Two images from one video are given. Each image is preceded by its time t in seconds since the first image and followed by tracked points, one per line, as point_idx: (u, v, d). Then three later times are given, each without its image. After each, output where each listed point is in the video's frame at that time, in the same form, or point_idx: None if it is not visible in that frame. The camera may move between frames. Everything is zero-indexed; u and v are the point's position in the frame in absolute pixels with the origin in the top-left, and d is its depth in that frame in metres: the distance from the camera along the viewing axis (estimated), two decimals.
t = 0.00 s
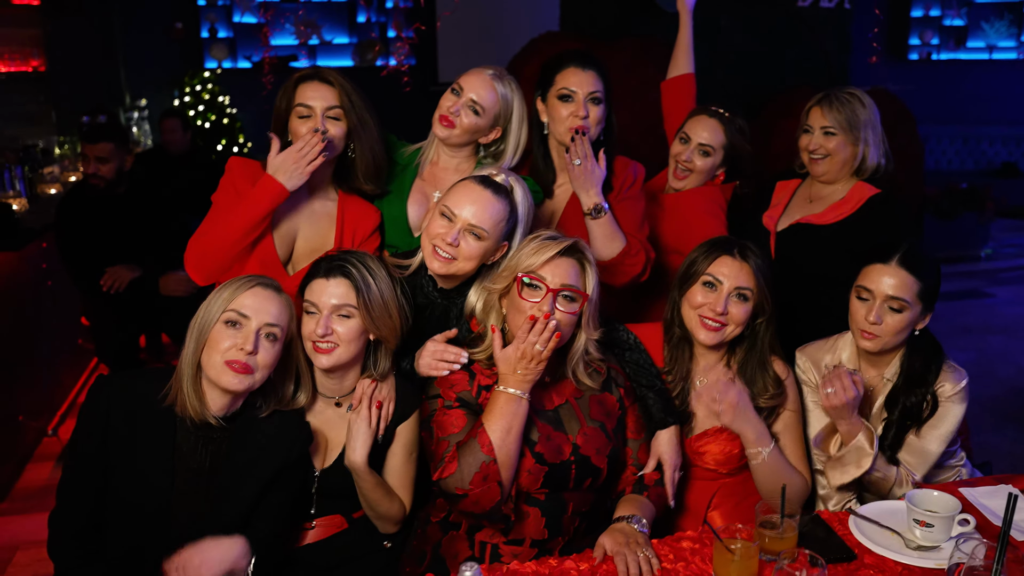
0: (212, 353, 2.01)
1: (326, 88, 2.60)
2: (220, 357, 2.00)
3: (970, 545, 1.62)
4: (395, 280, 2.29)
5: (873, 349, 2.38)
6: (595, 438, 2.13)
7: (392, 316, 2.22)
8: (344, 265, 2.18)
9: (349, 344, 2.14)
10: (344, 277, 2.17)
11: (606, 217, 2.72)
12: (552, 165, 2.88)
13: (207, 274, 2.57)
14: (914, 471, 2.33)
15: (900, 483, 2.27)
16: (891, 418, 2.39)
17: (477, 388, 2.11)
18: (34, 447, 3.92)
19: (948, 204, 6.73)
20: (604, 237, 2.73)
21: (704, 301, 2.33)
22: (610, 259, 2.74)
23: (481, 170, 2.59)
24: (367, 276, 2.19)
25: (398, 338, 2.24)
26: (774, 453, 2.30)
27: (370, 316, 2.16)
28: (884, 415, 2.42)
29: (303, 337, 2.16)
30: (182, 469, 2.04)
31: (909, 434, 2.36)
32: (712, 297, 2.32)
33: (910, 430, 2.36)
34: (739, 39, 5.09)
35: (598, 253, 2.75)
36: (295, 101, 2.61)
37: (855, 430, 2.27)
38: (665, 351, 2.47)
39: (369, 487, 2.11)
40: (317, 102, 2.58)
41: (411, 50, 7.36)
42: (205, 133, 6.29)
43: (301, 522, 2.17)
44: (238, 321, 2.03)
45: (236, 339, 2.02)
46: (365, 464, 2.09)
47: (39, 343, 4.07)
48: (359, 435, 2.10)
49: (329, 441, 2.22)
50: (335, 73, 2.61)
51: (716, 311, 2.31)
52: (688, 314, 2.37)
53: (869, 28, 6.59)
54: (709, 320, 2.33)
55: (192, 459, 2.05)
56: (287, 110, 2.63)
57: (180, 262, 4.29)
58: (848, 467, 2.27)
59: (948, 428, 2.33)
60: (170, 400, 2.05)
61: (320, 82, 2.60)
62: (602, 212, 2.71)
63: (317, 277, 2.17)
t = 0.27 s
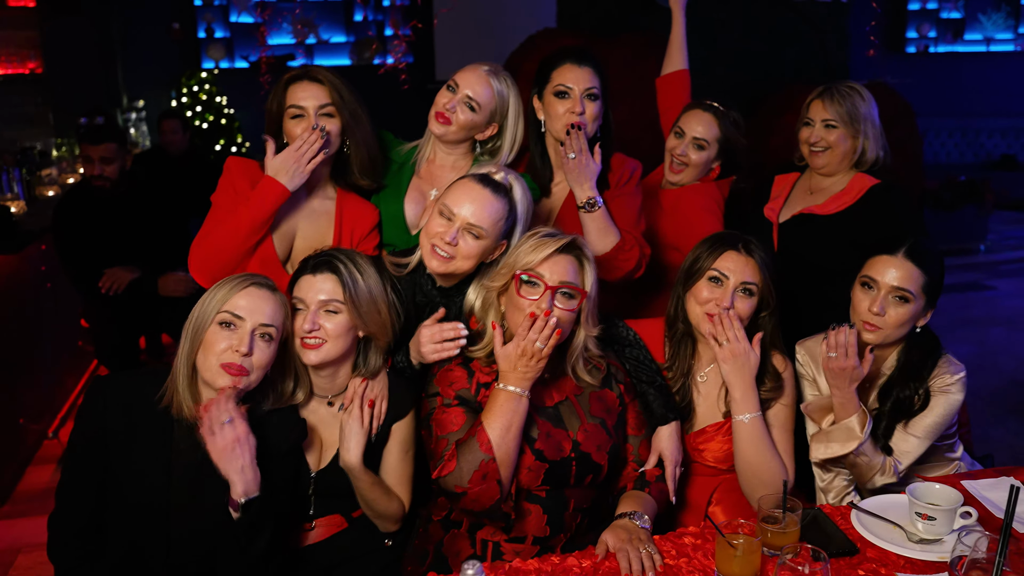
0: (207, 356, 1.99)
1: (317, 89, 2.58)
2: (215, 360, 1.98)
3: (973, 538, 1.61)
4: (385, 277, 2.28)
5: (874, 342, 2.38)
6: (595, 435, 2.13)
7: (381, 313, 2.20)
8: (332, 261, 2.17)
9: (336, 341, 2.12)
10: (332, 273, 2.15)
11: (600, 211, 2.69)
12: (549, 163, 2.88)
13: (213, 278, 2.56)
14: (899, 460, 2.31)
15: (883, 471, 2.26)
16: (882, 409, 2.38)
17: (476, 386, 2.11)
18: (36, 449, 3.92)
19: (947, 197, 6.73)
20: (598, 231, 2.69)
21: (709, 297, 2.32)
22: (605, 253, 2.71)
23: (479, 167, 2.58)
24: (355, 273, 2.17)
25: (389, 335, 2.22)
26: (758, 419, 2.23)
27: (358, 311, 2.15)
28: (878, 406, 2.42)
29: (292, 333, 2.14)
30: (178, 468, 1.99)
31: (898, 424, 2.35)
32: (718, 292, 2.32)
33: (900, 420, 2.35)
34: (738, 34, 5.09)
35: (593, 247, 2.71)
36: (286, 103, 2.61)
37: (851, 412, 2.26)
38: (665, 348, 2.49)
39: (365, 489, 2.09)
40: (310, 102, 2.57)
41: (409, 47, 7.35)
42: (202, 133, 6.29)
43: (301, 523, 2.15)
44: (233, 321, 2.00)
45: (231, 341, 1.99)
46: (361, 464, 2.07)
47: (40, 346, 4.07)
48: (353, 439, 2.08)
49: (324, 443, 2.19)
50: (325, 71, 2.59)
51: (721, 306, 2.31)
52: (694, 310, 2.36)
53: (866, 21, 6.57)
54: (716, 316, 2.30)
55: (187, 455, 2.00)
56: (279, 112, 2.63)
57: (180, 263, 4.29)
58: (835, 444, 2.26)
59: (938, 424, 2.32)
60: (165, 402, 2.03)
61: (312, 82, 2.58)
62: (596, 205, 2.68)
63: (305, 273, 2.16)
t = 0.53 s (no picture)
0: (204, 361, 1.96)
1: (311, 91, 2.58)
2: (212, 365, 1.96)
3: (976, 535, 1.61)
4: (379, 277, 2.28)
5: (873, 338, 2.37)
6: (594, 435, 2.12)
7: (374, 314, 2.18)
8: (324, 261, 2.15)
9: (328, 342, 2.11)
10: (324, 273, 2.14)
11: (595, 206, 2.69)
12: (546, 164, 2.87)
13: (212, 280, 2.54)
14: (893, 456, 2.29)
15: (874, 467, 2.24)
16: (877, 408, 2.36)
17: (474, 387, 2.10)
18: (36, 452, 3.92)
19: (947, 193, 6.72)
20: (593, 226, 2.70)
21: (713, 294, 2.31)
22: (598, 249, 2.71)
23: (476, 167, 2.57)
24: (347, 274, 2.15)
25: (383, 335, 2.22)
26: (750, 410, 2.20)
27: (350, 312, 2.13)
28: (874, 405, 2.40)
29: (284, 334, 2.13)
30: (172, 469, 1.98)
31: (893, 421, 2.32)
32: (722, 290, 2.31)
33: (894, 419, 2.32)
34: (735, 32, 5.10)
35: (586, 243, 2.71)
36: (280, 108, 2.60)
37: (850, 403, 2.24)
38: (665, 348, 2.49)
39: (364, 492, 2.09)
40: (303, 105, 2.57)
41: (407, 47, 7.33)
42: (201, 135, 6.28)
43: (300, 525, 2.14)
44: (229, 325, 1.98)
45: (228, 345, 1.97)
46: (358, 469, 2.07)
47: (39, 349, 4.07)
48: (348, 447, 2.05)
49: (321, 443, 2.19)
50: (316, 72, 2.58)
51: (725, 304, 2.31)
52: (697, 308, 2.35)
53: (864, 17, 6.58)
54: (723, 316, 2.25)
55: (180, 456, 1.99)
56: (274, 116, 2.63)
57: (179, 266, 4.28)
58: (832, 434, 2.23)
59: (934, 421, 2.28)
60: (161, 406, 2.02)
61: (305, 84, 2.58)
62: (590, 201, 2.68)
63: (298, 274, 2.14)
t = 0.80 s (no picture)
0: (201, 366, 1.96)
1: (310, 96, 2.57)
2: (209, 369, 1.95)
3: (982, 538, 1.60)
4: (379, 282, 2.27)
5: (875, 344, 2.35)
6: (597, 438, 2.12)
7: (372, 319, 2.17)
8: (323, 265, 2.15)
9: (325, 346, 2.10)
10: (322, 277, 2.13)
11: (594, 203, 2.71)
12: (546, 168, 2.87)
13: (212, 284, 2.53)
14: (893, 463, 2.26)
15: (874, 472, 2.21)
16: (878, 415, 2.34)
17: (476, 391, 2.10)
18: (39, 456, 3.91)
19: (949, 194, 6.71)
20: (591, 223, 2.71)
21: (714, 297, 2.30)
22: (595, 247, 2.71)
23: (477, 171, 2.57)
24: (345, 278, 2.14)
25: (382, 340, 2.20)
26: (750, 420, 2.16)
27: (347, 316, 2.12)
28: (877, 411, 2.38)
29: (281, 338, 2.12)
30: (168, 475, 1.96)
31: (895, 428, 2.29)
32: (724, 293, 2.30)
33: (896, 425, 2.30)
34: (735, 34, 5.09)
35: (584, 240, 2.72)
36: (279, 113, 2.60)
37: (853, 405, 2.23)
38: (666, 351, 2.48)
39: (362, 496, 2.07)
40: (302, 109, 2.57)
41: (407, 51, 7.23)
42: (202, 139, 6.28)
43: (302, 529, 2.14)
44: (226, 329, 1.96)
45: (225, 349, 1.96)
46: (358, 475, 2.05)
47: (41, 353, 4.06)
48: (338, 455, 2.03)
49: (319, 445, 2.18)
50: (314, 76, 2.57)
51: (728, 306, 2.29)
52: (697, 310, 2.33)
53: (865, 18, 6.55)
54: (731, 335, 2.15)
55: (176, 461, 1.97)
56: (273, 121, 2.62)
57: (181, 270, 4.27)
58: (833, 436, 2.23)
59: (938, 428, 2.26)
60: (158, 412, 2.00)
61: (303, 89, 2.57)
62: (588, 197, 2.70)
63: (298, 278, 2.14)
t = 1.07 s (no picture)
0: (201, 367, 1.94)
1: (317, 98, 2.56)
2: (209, 371, 1.94)
3: (992, 548, 1.58)
4: (381, 283, 2.24)
5: (883, 353, 2.33)
6: (604, 443, 2.12)
7: (374, 322, 2.16)
8: (325, 268, 2.14)
9: (326, 349, 2.09)
10: (324, 280, 2.12)
11: (599, 199, 2.74)
12: (553, 172, 2.86)
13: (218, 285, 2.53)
14: (902, 473, 2.23)
15: (882, 482, 2.21)
16: (886, 424, 2.32)
17: (483, 395, 2.09)
18: (46, 457, 3.92)
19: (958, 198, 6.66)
20: (596, 219, 2.75)
21: (718, 301, 2.29)
22: (599, 244, 2.74)
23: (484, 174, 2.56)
24: (347, 281, 2.13)
25: (385, 344, 2.19)
26: (752, 439, 2.11)
27: (348, 319, 2.11)
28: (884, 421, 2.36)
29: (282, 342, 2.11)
30: (170, 475, 1.96)
31: (903, 437, 2.28)
32: (728, 298, 2.28)
33: (904, 435, 2.28)
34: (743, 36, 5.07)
35: (588, 236, 2.76)
36: (286, 115, 2.59)
37: (859, 415, 2.20)
38: (672, 355, 2.46)
39: (359, 497, 2.05)
40: (310, 112, 2.56)
41: (416, 53, 6.96)
42: (211, 141, 6.30)
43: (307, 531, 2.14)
44: (227, 331, 1.96)
45: (226, 351, 1.95)
46: (360, 479, 2.05)
47: (49, 354, 4.07)
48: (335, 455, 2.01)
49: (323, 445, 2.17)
50: (322, 79, 2.57)
51: (732, 312, 2.27)
52: (702, 315, 2.32)
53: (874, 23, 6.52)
54: (732, 375, 1.98)
55: (178, 462, 1.97)
56: (280, 124, 2.62)
57: (187, 271, 4.27)
58: (840, 446, 2.22)
59: (948, 438, 2.24)
60: (160, 413, 2.00)
61: (309, 91, 2.56)
62: (594, 191, 2.73)
63: (299, 281, 2.13)
